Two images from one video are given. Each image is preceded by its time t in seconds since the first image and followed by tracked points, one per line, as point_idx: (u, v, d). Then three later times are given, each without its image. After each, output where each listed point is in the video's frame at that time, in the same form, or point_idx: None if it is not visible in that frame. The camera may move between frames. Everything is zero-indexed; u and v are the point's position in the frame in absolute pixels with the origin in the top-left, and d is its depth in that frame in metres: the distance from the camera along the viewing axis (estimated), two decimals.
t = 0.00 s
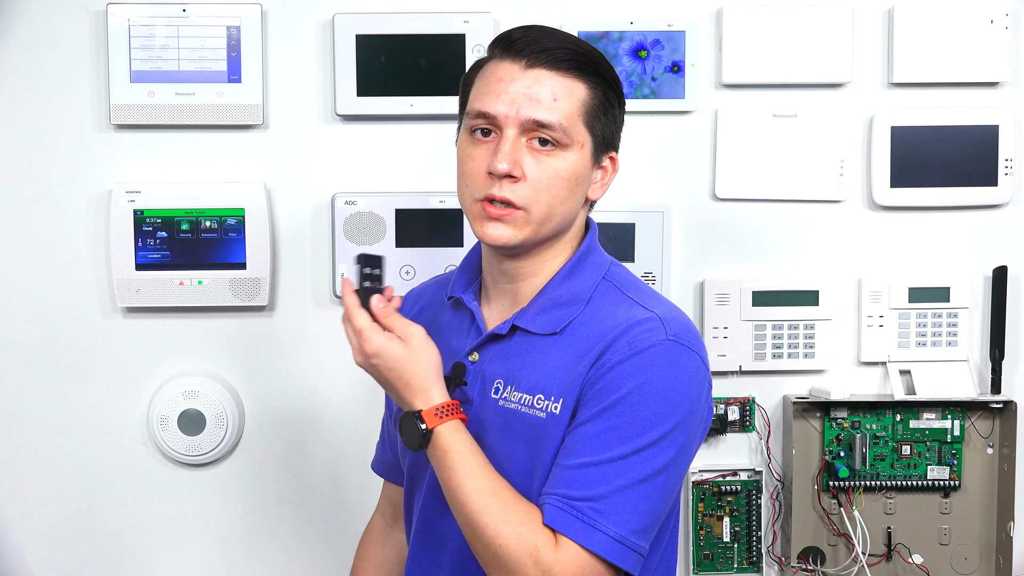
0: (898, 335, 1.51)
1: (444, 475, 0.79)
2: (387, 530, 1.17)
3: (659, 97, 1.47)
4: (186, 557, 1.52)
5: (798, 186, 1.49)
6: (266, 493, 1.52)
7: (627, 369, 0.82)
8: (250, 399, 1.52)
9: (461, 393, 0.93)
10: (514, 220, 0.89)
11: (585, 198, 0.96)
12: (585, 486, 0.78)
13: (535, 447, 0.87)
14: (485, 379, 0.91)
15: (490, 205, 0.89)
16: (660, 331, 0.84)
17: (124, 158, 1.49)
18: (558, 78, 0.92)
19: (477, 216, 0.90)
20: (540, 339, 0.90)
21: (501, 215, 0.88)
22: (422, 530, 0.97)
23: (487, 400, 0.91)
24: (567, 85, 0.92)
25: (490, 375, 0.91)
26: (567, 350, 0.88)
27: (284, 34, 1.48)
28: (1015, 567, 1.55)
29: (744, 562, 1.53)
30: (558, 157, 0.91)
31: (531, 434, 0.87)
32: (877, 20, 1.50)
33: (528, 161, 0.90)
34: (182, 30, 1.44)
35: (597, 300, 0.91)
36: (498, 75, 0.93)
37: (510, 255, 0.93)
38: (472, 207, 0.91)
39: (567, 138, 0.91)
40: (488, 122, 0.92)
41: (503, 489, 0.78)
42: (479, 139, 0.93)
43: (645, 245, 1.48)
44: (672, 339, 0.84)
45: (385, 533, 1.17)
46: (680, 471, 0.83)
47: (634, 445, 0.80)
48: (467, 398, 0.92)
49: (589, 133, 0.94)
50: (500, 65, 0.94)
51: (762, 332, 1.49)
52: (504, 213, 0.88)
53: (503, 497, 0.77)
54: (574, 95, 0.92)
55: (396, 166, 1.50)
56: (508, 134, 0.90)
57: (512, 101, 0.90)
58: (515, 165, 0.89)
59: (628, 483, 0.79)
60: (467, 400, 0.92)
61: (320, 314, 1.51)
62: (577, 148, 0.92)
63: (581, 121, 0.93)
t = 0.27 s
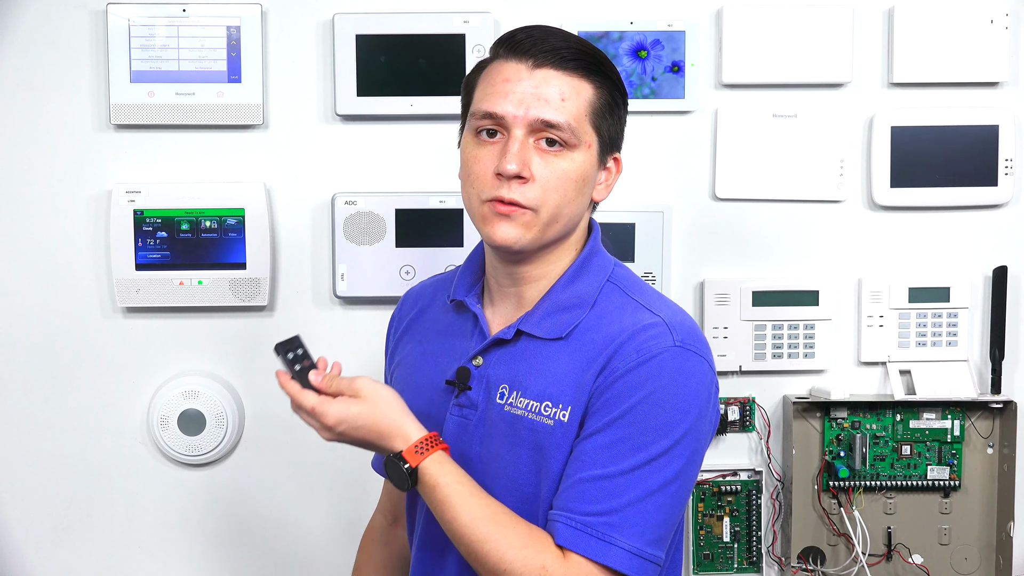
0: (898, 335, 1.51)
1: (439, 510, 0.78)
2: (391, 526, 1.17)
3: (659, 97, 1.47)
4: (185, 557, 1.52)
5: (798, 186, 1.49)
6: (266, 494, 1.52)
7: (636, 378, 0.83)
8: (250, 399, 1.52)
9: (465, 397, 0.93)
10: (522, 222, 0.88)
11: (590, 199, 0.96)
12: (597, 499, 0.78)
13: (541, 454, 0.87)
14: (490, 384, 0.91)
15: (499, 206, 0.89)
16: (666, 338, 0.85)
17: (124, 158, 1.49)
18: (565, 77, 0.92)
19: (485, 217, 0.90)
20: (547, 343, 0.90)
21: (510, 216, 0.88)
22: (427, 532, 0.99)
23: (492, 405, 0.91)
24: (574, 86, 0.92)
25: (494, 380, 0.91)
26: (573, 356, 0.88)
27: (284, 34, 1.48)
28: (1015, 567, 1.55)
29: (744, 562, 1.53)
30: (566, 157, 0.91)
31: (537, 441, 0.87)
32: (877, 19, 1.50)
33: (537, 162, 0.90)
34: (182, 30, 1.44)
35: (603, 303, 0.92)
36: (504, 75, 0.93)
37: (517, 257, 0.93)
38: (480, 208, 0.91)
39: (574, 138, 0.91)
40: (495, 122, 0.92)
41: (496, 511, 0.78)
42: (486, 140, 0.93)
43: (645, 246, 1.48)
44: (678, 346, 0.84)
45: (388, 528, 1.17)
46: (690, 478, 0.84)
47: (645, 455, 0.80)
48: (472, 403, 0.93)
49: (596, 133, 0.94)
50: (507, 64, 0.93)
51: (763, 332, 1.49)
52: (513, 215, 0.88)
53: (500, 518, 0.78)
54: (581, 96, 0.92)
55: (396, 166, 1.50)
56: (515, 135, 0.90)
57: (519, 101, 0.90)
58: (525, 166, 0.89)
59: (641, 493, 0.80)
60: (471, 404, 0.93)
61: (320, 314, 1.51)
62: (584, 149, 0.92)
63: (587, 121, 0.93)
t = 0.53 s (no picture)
0: (898, 335, 1.51)
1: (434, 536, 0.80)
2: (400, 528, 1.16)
3: (659, 97, 1.47)
4: (186, 557, 1.52)
5: (799, 186, 1.49)
6: (266, 494, 1.52)
7: (626, 388, 0.82)
8: (250, 400, 1.52)
9: (461, 400, 0.93)
10: (508, 222, 0.89)
11: (584, 202, 0.95)
12: (592, 515, 0.78)
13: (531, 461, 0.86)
14: (484, 387, 0.91)
15: (486, 205, 0.89)
16: (656, 347, 0.83)
17: (124, 158, 1.49)
18: (557, 77, 0.92)
19: (474, 216, 0.90)
20: (539, 348, 0.89)
21: (496, 216, 0.89)
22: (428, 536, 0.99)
23: (485, 408, 0.91)
24: (566, 84, 0.92)
25: (488, 384, 0.91)
26: (565, 361, 0.88)
27: (284, 34, 1.48)
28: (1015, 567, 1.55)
29: (744, 562, 1.53)
30: (555, 156, 0.91)
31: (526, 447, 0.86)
32: (877, 19, 1.50)
33: (524, 161, 0.90)
34: (182, 30, 1.43)
35: (595, 307, 0.91)
36: (497, 73, 0.93)
37: (508, 258, 0.93)
38: (468, 207, 0.91)
39: (564, 137, 0.91)
40: (486, 121, 0.92)
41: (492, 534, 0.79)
42: (478, 138, 0.94)
43: (645, 245, 1.48)
44: (667, 355, 0.83)
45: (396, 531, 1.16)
46: (686, 488, 0.83)
47: (640, 470, 0.80)
48: (467, 406, 0.93)
49: (589, 134, 0.93)
50: (500, 63, 0.94)
51: (763, 332, 1.49)
52: (499, 214, 0.88)
53: (493, 538, 0.78)
54: (573, 95, 0.92)
55: (396, 166, 1.50)
56: (505, 134, 0.90)
57: (509, 99, 0.90)
58: (510, 164, 0.89)
59: (636, 509, 0.79)
60: (467, 407, 0.92)
61: (320, 314, 1.51)
62: (575, 149, 0.92)
63: (580, 121, 0.92)
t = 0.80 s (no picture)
0: (898, 335, 1.51)
1: None
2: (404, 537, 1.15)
3: (659, 97, 1.47)
4: (185, 557, 1.52)
5: (798, 186, 1.49)
6: (266, 494, 1.52)
7: (625, 399, 0.78)
8: (250, 400, 1.52)
9: (455, 400, 0.93)
10: (521, 221, 0.88)
11: (591, 200, 0.95)
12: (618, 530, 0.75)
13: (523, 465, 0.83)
14: (478, 386, 0.91)
15: (496, 205, 0.89)
16: (649, 351, 0.80)
17: (124, 157, 1.49)
18: (563, 74, 0.92)
19: (484, 217, 0.90)
20: (529, 346, 0.89)
21: (508, 216, 0.88)
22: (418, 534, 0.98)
23: (478, 407, 0.90)
24: (573, 81, 0.92)
25: (482, 384, 0.91)
26: (554, 361, 0.86)
27: (284, 34, 1.48)
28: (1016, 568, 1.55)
29: (744, 562, 1.53)
30: (564, 154, 0.90)
31: (514, 449, 0.84)
32: (877, 19, 1.50)
33: (533, 159, 0.89)
34: (182, 30, 1.44)
35: (588, 306, 0.89)
36: (502, 72, 0.93)
37: (516, 258, 0.92)
38: (478, 208, 0.91)
39: (573, 134, 0.91)
40: (493, 120, 0.92)
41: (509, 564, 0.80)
42: (484, 139, 0.93)
43: (645, 246, 1.48)
44: (661, 357, 0.79)
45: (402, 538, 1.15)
46: (711, 486, 0.80)
47: (662, 480, 0.75)
48: (461, 405, 0.93)
49: (596, 131, 0.93)
50: (504, 62, 0.94)
51: (762, 332, 1.49)
52: (511, 214, 0.88)
53: None
54: (581, 91, 0.92)
55: (396, 166, 1.50)
56: (512, 132, 0.90)
57: (516, 97, 0.90)
58: (520, 161, 0.89)
59: (666, 519, 0.75)
60: (461, 406, 0.93)
61: (320, 314, 1.51)
62: (583, 146, 0.92)
63: (586, 118, 0.92)
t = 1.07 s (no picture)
0: (898, 335, 1.51)
1: (564, 575, 0.74)
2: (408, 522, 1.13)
3: (659, 97, 1.47)
4: (185, 557, 1.52)
5: (798, 186, 1.49)
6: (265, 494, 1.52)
7: (666, 395, 0.78)
8: (250, 400, 1.52)
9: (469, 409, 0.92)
10: (520, 217, 0.88)
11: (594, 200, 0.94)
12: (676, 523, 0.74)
13: (556, 469, 0.83)
14: (494, 395, 0.90)
15: (496, 201, 0.89)
16: (683, 345, 0.81)
17: (124, 158, 1.49)
18: (562, 71, 0.93)
19: (485, 214, 0.90)
20: (548, 349, 0.88)
21: (509, 212, 0.88)
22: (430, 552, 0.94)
23: (495, 415, 0.89)
24: (570, 78, 0.93)
25: (499, 391, 0.90)
26: (578, 363, 0.85)
27: (283, 34, 1.48)
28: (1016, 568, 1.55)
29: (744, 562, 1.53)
30: (564, 151, 0.91)
31: (544, 454, 0.83)
32: (877, 19, 1.50)
33: (533, 155, 0.89)
34: (182, 30, 1.44)
35: (608, 307, 0.89)
36: (502, 72, 0.94)
37: (518, 258, 0.92)
38: (479, 206, 0.91)
39: (571, 130, 0.91)
40: (493, 118, 0.92)
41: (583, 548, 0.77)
42: (485, 138, 0.94)
43: (645, 246, 1.48)
44: (696, 349, 0.80)
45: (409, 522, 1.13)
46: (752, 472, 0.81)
47: (714, 469, 0.75)
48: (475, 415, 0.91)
49: (596, 129, 0.93)
50: (504, 62, 0.95)
51: (762, 332, 1.50)
52: (510, 210, 0.88)
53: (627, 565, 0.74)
54: (578, 88, 0.93)
55: (396, 166, 1.50)
56: (512, 129, 0.90)
57: (515, 94, 0.91)
58: (519, 157, 0.89)
59: (726, 506, 0.75)
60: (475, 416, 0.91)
61: (320, 315, 1.51)
62: (584, 142, 0.92)
63: (587, 115, 0.93)
